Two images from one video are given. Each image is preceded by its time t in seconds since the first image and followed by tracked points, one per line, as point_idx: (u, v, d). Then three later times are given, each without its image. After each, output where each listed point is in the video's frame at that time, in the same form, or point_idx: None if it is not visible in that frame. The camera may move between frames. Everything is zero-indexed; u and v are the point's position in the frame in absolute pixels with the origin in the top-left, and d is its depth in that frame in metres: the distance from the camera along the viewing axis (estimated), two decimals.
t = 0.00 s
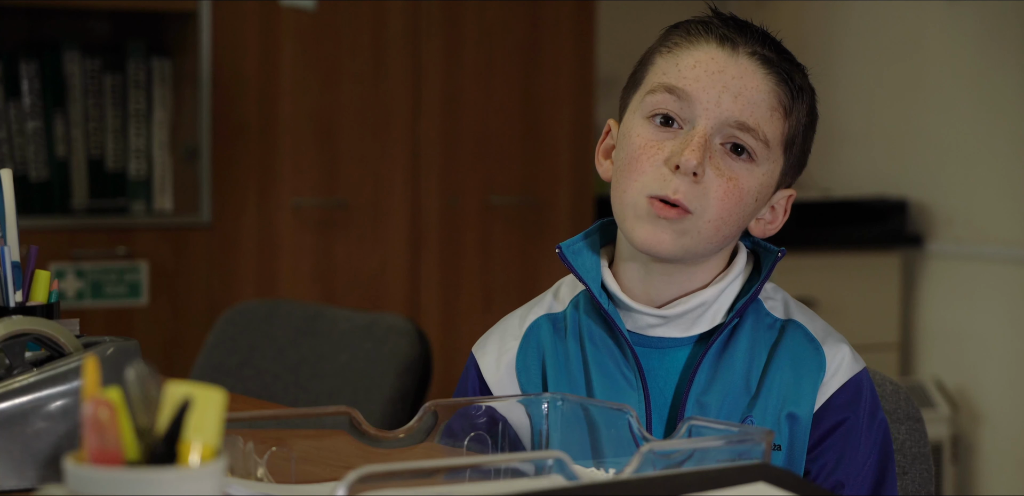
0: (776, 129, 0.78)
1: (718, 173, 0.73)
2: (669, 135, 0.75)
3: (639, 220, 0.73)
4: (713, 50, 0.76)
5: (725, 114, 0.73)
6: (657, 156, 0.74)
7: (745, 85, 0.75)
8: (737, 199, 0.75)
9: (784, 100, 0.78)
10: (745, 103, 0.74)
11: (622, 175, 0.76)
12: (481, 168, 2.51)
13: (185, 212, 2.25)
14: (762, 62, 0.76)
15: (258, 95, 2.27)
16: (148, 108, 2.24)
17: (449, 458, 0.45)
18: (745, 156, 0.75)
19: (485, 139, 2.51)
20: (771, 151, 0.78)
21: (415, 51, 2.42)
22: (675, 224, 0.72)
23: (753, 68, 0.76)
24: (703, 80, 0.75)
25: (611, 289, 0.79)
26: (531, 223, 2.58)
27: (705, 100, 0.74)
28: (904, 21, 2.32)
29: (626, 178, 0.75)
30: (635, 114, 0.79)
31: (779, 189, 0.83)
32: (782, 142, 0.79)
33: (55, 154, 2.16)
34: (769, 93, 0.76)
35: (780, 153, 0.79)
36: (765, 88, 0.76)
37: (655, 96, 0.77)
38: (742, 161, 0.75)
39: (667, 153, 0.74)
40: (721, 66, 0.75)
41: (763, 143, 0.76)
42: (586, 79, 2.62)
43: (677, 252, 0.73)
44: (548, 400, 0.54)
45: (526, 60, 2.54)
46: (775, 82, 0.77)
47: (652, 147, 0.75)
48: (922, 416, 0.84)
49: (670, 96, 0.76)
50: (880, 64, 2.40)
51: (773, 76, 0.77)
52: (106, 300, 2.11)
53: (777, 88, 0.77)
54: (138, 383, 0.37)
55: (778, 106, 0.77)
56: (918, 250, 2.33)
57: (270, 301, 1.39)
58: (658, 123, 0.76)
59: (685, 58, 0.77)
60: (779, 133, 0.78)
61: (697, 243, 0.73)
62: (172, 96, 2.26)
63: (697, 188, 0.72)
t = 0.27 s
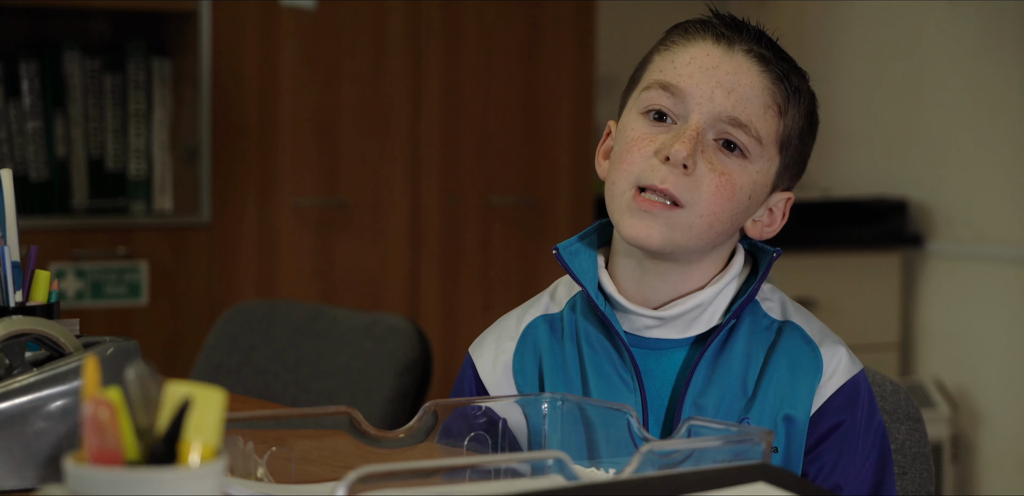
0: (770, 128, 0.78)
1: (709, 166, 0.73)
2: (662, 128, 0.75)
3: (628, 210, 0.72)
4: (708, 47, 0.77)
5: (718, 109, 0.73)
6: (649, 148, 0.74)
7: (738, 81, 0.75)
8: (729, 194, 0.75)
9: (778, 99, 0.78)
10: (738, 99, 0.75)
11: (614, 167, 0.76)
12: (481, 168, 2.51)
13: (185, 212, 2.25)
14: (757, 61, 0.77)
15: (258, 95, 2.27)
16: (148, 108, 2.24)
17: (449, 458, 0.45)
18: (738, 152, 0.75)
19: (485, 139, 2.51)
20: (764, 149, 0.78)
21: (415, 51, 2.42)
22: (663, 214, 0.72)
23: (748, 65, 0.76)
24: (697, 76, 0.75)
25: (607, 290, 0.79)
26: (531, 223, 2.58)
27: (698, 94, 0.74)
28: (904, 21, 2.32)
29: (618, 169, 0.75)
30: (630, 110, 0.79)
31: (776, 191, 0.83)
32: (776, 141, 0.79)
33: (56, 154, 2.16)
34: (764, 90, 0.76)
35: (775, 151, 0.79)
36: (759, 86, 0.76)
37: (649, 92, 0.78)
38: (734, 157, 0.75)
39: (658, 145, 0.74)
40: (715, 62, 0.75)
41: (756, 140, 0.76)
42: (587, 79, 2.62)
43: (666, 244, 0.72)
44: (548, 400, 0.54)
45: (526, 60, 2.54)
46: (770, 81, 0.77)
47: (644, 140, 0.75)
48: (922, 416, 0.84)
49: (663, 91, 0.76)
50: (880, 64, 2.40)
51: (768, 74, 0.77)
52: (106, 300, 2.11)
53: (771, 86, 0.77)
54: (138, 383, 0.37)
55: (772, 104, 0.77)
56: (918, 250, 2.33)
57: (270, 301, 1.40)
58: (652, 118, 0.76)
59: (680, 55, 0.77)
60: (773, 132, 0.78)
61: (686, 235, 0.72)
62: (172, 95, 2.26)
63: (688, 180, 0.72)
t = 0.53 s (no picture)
0: (770, 131, 0.77)
1: (709, 173, 0.73)
2: (661, 135, 0.75)
3: (631, 217, 0.73)
4: (706, 51, 0.76)
5: (717, 115, 0.73)
6: (649, 156, 0.74)
7: (737, 87, 0.75)
8: (729, 200, 0.75)
9: (778, 101, 0.78)
10: (737, 104, 0.74)
11: (615, 173, 0.76)
12: (481, 168, 2.51)
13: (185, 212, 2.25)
14: (756, 64, 0.76)
15: (258, 95, 2.27)
16: (148, 108, 2.24)
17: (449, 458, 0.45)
18: (737, 157, 0.75)
19: (485, 139, 2.51)
20: (764, 153, 0.78)
21: (415, 51, 2.42)
22: (665, 222, 0.73)
23: (746, 69, 0.76)
24: (695, 82, 0.74)
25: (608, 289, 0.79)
26: (531, 223, 2.58)
27: (697, 101, 0.74)
28: (904, 21, 2.32)
29: (619, 176, 0.75)
30: (630, 114, 0.79)
31: (778, 190, 0.83)
32: (776, 144, 0.79)
33: (55, 154, 2.16)
34: (763, 94, 0.76)
35: (775, 154, 0.79)
36: (758, 90, 0.76)
37: (648, 97, 0.77)
38: (734, 163, 0.75)
39: (658, 152, 0.73)
40: (713, 67, 0.75)
41: (756, 145, 0.76)
42: (586, 80, 2.62)
43: (670, 249, 0.74)
44: (548, 400, 0.54)
45: (526, 60, 2.54)
46: (769, 84, 0.77)
47: (643, 147, 0.75)
48: (922, 416, 0.84)
49: (662, 97, 0.76)
50: (880, 64, 2.40)
51: (767, 77, 0.77)
52: (105, 300, 2.11)
53: (770, 89, 0.77)
54: (138, 383, 0.37)
55: (771, 107, 0.77)
56: (918, 250, 2.33)
57: (270, 301, 1.40)
58: (651, 123, 0.76)
59: (679, 59, 0.77)
60: (773, 134, 0.78)
61: (689, 242, 0.74)
62: (172, 95, 2.26)
63: (687, 188, 0.72)
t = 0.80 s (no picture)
0: (774, 141, 0.77)
1: (715, 188, 0.73)
2: (666, 148, 0.74)
3: (639, 233, 0.73)
4: (709, 62, 0.76)
5: (722, 129, 0.73)
6: (654, 171, 0.73)
7: (741, 98, 0.74)
8: (735, 212, 0.74)
9: (782, 109, 0.77)
10: (742, 117, 0.74)
11: (621, 187, 0.76)
12: (481, 169, 2.51)
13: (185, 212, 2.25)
14: (760, 74, 0.76)
15: (258, 94, 2.27)
16: (148, 108, 2.24)
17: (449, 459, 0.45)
18: (743, 168, 0.75)
19: (485, 139, 2.51)
20: (769, 163, 0.77)
21: (415, 51, 2.42)
22: (674, 239, 0.73)
23: (750, 79, 0.75)
24: (699, 95, 0.74)
25: (611, 290, 0.79)
26: (531, 223, 2.58)
27: (701, 114, 0.73)
28: (904, 21, 2.32)
29: (625, 191, 0.75)
30: (633, 125, 0.79)
31: (783, 190, 0.83)
32: (781, 152, 0.79)
33: (55, 154, 2.16)
34: (767, 104, 0.76)
35: (780, 162, 0.79)
36: (762, 100, 0.75)
37: (652, 108, 0.77)
38: (739, 175, 0.75)
39: (663, 168, 0.73)
40: (717, 80, 0.74)
41: (760, 156, 0.76)
42: (586, 80, 2.62)
43: (678, 264, 0.74)
44: (548, 400, 0.54)
45: (526, 59, 2.54)
46: (773, 93, 0.76)
47: (648, 162, 0.74)
48: (922, 416, 0.84)
49: (666, 110, 0.75)
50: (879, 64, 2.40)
51: (771, 87, 0.76)
52: (106, 300, 2.11)
53: (775, 99, 0.76)
54: (138, 383, 0.37)
55: (776, 117, 0.76)
56: (918, 250, 2.33)
57: (270, 301, 1.40)
58: (655, 136, 0.76)
59: (682, 70, 0.77)
60: (777, 144, 0.78)
61: (696, 255, 0.74)
62: (172, 95, 2.26)
63: (694, 204, 0.72)
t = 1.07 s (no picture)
0: (775, 154, 0.77)
1: (717, 209, 0.72)
2: (666, 169, 0.74)
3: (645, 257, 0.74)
4: (706, 80, 0.74)
5: (721, 151, 0.72)
6: (656, 196, 0.73)
7: (740, 118, 0.73)
8: (738, 229, 0.74)
9: (781, 122, 0.76)
10: (741, 136, 0.73)
11: (624, 208, 0.76)
12: (481, 169, 2.51)
13: (185, 213, 2.25)
14: (757, 91, 0.75)
15: (258, 94, 2.27)
16: (148, 108, 2.24)
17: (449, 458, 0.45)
18: (744, 185, 0.75)
19: (485, 139, 2.51)
20: (770, 176, 0.77)
21: (415, 51, 2.42)
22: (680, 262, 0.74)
23: (747, 97, 0.74)
24: (697, 115, 0.73)
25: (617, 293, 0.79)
26: (530, 223, 2.58)
27: (700, 136, 0.72)
28: (904, 21, 2.32)
29: (629, 214, 0.75)
30: (632, 143, 0.78)
31: (787, 192, 0.83)
32: (782, 164, 0.78)
33: (55, 154, 2.16)
34: (765, 120, 0.75)
35: (780, 173, 0.79)
36: (761, 116, 0.74)
37: (650, 127, 0.76)
38: (741, 191, 0.74)
39: (665, 192, 0.73)
40: (715, 99, 0.73)
41: (761, 171, 0.76)
42: (586, 80, 2.62)
43: (683, 284, 0.75)
44: (548, 399, 0.54)
45: (526, 59, 2.54)
46: (772, 107, 0.75)
47: (649, 185, 0.74)
48: (922, 417, 0.84)
49: (665, 129, 0.74)
50: (879, 64, 2.40)
51: (769, 102, 0.75)
52: (106, 301, 2.11)
53: (773, 113, 0.75)
54: (138, 383, 0.37)
55: (775, 131, 0.76)
56: (918, 250, 2.33)
57: (270, 302, 1.40)
58: (655, 155, 0.75)
59: (678, 88, 0.75)
60: (778, 156, 0.77)
61: (701, 273, 0.75)
62: (172, 95, 2.26)
63: (697, 228, 0.72)
